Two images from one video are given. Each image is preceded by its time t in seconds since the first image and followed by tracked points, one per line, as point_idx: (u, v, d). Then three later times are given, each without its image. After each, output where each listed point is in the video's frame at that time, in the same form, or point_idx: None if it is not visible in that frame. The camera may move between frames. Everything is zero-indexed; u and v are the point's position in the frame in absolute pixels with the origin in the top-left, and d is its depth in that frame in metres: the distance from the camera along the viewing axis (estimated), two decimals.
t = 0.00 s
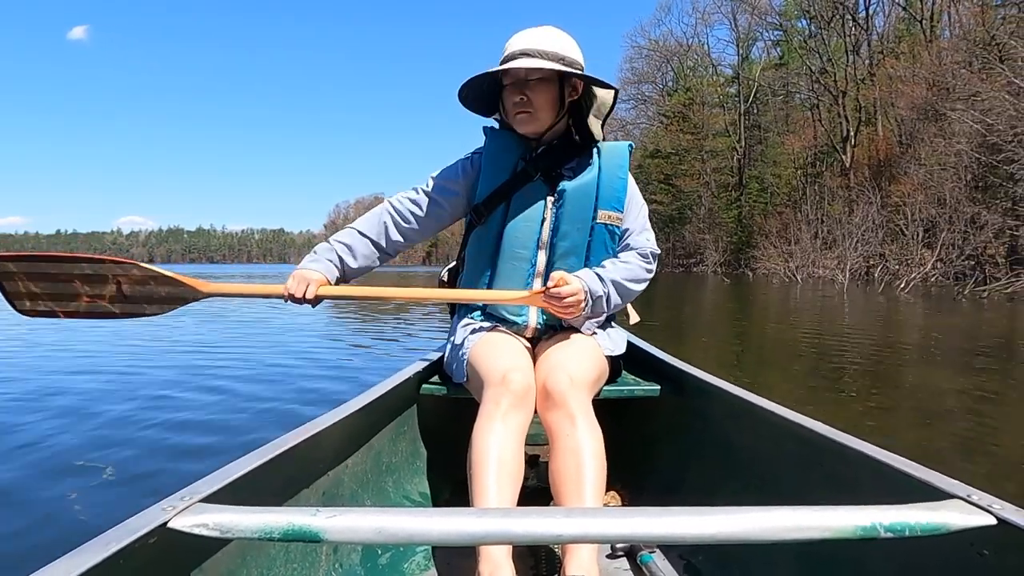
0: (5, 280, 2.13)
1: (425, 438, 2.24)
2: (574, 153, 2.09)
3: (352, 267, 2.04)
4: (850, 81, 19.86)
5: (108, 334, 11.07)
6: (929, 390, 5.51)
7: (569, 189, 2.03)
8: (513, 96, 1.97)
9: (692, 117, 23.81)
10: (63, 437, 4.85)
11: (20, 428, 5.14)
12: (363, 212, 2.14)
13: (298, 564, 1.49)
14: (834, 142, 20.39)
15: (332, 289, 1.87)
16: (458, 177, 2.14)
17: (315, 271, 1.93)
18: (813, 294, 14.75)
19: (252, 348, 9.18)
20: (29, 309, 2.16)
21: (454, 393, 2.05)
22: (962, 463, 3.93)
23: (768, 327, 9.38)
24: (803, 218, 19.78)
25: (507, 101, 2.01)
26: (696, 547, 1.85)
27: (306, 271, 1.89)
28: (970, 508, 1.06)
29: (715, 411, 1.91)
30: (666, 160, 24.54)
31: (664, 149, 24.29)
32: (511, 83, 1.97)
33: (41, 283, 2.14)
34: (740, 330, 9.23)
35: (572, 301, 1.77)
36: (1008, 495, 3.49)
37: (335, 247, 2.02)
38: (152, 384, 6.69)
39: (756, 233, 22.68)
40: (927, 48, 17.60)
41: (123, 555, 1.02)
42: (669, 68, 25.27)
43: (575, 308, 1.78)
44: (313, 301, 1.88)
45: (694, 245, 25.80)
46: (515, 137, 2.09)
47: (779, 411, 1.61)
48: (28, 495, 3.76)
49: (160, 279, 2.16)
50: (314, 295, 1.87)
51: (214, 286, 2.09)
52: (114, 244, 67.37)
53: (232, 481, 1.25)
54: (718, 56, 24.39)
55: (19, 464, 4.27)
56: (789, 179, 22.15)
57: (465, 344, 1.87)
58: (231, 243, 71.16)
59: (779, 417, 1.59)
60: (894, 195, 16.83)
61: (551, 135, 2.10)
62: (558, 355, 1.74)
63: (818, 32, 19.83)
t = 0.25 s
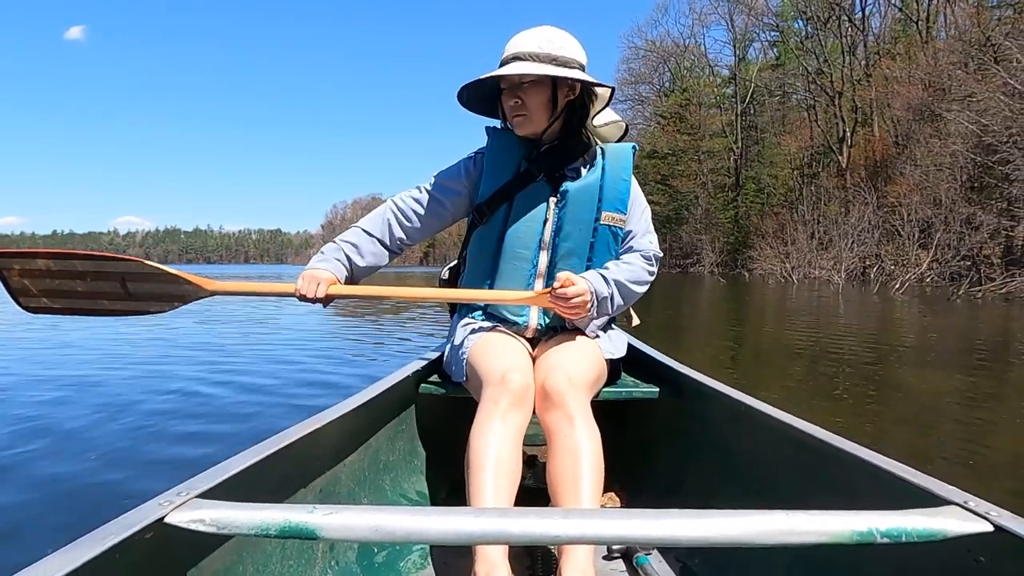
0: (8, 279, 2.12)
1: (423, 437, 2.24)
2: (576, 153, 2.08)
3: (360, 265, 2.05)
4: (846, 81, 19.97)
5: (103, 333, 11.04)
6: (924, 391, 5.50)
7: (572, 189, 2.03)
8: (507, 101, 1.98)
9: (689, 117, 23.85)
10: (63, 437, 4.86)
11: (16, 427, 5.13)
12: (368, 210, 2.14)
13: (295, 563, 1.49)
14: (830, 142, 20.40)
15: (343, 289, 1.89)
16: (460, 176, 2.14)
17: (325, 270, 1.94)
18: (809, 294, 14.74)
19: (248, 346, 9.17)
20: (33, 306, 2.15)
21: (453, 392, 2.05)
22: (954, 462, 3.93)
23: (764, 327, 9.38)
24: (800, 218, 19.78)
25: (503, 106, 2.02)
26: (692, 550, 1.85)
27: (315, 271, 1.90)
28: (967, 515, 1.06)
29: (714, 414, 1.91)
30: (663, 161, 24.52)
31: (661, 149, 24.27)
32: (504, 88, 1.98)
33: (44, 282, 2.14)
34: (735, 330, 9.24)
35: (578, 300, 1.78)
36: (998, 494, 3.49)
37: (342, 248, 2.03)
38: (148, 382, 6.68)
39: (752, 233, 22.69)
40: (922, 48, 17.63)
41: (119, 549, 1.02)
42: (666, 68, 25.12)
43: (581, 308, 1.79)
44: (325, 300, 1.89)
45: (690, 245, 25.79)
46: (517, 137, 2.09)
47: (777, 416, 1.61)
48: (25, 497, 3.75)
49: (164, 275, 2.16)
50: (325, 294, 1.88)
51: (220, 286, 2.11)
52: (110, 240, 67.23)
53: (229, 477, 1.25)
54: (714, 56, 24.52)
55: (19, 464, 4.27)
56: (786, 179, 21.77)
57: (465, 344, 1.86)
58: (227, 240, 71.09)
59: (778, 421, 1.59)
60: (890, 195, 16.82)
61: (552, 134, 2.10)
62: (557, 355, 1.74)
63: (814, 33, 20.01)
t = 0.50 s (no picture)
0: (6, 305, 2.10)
1: (421, 436, 2.24)
2: (578, 156, 2.09)
3: (363, 276, 2.04)
4: (842, 81, 20.00)
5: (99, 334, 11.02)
6: (918, 391, 5.49)
7: (574, 190, 2.03)
8: (541, 90, 1.99)
9: (686, 118, 23.87)
10: (62, 436, 4.86)
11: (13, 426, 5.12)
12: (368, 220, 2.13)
13: (292, 560, 1.49)
14: (827, 142, 20.35)
15: (349, 299, 1.89)
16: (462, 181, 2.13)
17: (329, 282, 1.93)
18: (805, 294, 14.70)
19: (244, 344, 9.16)
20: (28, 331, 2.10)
21: (452, 391, 2.05)
22: (948, 463, 3.92)
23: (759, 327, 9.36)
24: (796, 219, 19.74)
25: (530, 95, 2.01)
26: (690, 551, 1.85)
27: (320, 283, 1.89)
28: (965, 519, 1.06)
29: (712, 416, 1.91)
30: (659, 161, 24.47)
31: (657, 150, 24.21)
32: (538, 77, 1.98)
33: (42, 307, 2.12)
34: (729, 329, 9.22)
35: (577, 300, 1.78)
36: (991, 495, 3.47)
37: (345, 258, 2.02)
38: (145, 381, 6.67)
39: (750, 233, 22.69)
40: (919, 48, 17.61)
41: (117, 545, 1.02)
42: (663, 68, 24.82)
43: (579, 307, 1.79)
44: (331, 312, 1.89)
45: (687, 245, 25.77)
46: (522, 137, 2.08)
47: (775, 418, 1.61)
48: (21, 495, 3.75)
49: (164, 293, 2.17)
50: (330, 305, 1.87)
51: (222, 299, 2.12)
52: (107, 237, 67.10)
53: (228, 475, 1.25)
54: (711, 56, 24.42)
55: (16, 462, 4.27)
56: (782, 180, 22.07)
57: (465, 343, 1.86)
58: (224, 238, 70.96)
59: (775, 423, 1.59)
60: (886, 195, 16.78)
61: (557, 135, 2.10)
62: (556, 356, 1.74)
63: (811, 33, 19.99)
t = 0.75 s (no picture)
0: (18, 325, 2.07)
1: (421, 436, 2.24)
2: (578, 156, 2.09)
3: (369, 280, 2.05)
4: (838, 82, 19.90)
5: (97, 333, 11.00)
6: (914, 391, 5.49)
7: (573, 190, 2.03)
8: (545, 88, 1.98)
9: (682, 118, 23.97)
10: (63, 436, 4.86)
11: (11, 425, 5.12)
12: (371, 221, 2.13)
13: (293, 561, 1.49)
14: (823, 142, 20.34)
15: (355, 305, 1.90)
16: (464, 180, 2.14)
17: (337, 288, 1.94)
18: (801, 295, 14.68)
19: (243, 344, 9.15)
20: (40, 352, 2.09)
21: (452, 392, 2.05)
22: (944, 462, 3.93)
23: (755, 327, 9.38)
24: (793, 219, 19.73)
25: (534, 93, 2.01)
26: (690, 551, 1.86)
27: (326, 291, 1.91)
28: (966, 518, 1.06)
29: (713, 415, 1.91)
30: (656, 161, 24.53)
31: (654, 150, 24.27)
32: (542, 76, 1.98)
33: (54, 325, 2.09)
34: (726, 330, 9.22)
35: (576, 297, 1.78)
36: (986, 495, 3.48)
37: (350, 263, 2.03)
38: (144, 381, 6.67)
39: (748, 233, 22.93)
40: (915, 49, 17.63)
41: (118, 546, 1.02)
42: (660, 68, 24.80)
43: (579, 306, 1.79)
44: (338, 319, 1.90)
45: (683, 245, 25.76)
46: (523, 138, 2.08)
47: (776, 417, 1.61)
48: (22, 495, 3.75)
49: (173, 308, 2.17)
50: (340, 312, 1.89)
51: (230, 314, 2.13)
52: (104, 238, 67.02)
53: (228, 476, 1.25)
54: (708, 57, 24.03)
55: (18, 463, 4.27)
56: (779, 180, 22.17)
57: (465, 344, 1.87)
58: (222, 239, 70.99)
59: (776, 421, 1.59)
60: (883, 195, 16.78)
61: (559, 135, 2.10)
62: (556, 356, 1.74)
63: (807, 33, 19.78)
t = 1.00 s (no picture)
0: (23, 336, 2.06)
1: (424, 437, 2.24)
2: (576, 154, 2.09)
3: (372, 282, 2.05)
4: (833, 82, 19.96)
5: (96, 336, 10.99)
6: (910, 391, 5.49)
7: (570, 189, 2.03)
8: (542, 87, 1.98)
9: (678, 118, 24.05)
10: (62, 434, 4.85)
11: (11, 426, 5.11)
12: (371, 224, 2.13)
13: (297, 564, 1.48)
14: (818, 142, 20.34)
15: (359, 308, 1.91)
16: (462, 179, 2.13)
17: (340, 292, 1.94)
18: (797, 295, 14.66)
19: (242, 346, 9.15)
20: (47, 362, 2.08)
21: (452, 392, 2.05)
22: (941, 461, 3.92)
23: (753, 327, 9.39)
24: (788, 219, 19.72)
25: (531, 92, 2.01)
26: (694, 548, 1.86)
27: (329, 294, 1.90)
28: (970, 510, 1.06)
29: (714, 412, 1.91)
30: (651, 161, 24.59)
31: (650, 149, 24.39)
32: (538, 74, 1.98)
33: (59, 334, 2.09)
34: (722, 331, 9.21)
35: (572, 296, 1.78)
36: (983, 491, 3.52)
37: (352, 266, 2.04)
38: (144, 381, 6.67)
39: (741, 232, 22.79)
40: (910, 50, 17.70)
41: (122, 552, 1.02)
42: (656, 69, 24.96)
43: (576, 304, 1.79)
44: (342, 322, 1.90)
45: (678, 245, 25.69)
46: (520, 137, 2.08)
47: (777, 413, 1.61)
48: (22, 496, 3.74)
49: (178, 316, 2.16)
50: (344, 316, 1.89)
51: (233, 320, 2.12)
52: (100, 244, 66.94)
53: (231, 481, 1.25)
54: (704, 57, 24.05)
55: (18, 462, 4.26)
56: (775, 179, 21.88)
57: (465, 344, 1.87)
58: (218, 244, 70.90)
59: (777, 418, 1.60)
60: (878, 195, 16.79)
61: (556, 134, 2.10)
62: (557, 355, 1.74)
63: (803, 34, 19.83)
